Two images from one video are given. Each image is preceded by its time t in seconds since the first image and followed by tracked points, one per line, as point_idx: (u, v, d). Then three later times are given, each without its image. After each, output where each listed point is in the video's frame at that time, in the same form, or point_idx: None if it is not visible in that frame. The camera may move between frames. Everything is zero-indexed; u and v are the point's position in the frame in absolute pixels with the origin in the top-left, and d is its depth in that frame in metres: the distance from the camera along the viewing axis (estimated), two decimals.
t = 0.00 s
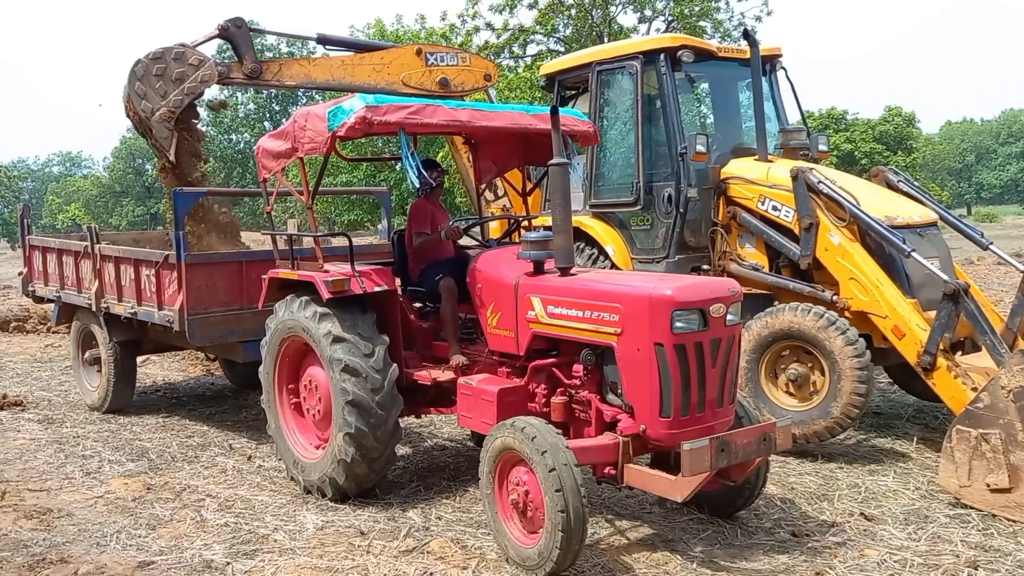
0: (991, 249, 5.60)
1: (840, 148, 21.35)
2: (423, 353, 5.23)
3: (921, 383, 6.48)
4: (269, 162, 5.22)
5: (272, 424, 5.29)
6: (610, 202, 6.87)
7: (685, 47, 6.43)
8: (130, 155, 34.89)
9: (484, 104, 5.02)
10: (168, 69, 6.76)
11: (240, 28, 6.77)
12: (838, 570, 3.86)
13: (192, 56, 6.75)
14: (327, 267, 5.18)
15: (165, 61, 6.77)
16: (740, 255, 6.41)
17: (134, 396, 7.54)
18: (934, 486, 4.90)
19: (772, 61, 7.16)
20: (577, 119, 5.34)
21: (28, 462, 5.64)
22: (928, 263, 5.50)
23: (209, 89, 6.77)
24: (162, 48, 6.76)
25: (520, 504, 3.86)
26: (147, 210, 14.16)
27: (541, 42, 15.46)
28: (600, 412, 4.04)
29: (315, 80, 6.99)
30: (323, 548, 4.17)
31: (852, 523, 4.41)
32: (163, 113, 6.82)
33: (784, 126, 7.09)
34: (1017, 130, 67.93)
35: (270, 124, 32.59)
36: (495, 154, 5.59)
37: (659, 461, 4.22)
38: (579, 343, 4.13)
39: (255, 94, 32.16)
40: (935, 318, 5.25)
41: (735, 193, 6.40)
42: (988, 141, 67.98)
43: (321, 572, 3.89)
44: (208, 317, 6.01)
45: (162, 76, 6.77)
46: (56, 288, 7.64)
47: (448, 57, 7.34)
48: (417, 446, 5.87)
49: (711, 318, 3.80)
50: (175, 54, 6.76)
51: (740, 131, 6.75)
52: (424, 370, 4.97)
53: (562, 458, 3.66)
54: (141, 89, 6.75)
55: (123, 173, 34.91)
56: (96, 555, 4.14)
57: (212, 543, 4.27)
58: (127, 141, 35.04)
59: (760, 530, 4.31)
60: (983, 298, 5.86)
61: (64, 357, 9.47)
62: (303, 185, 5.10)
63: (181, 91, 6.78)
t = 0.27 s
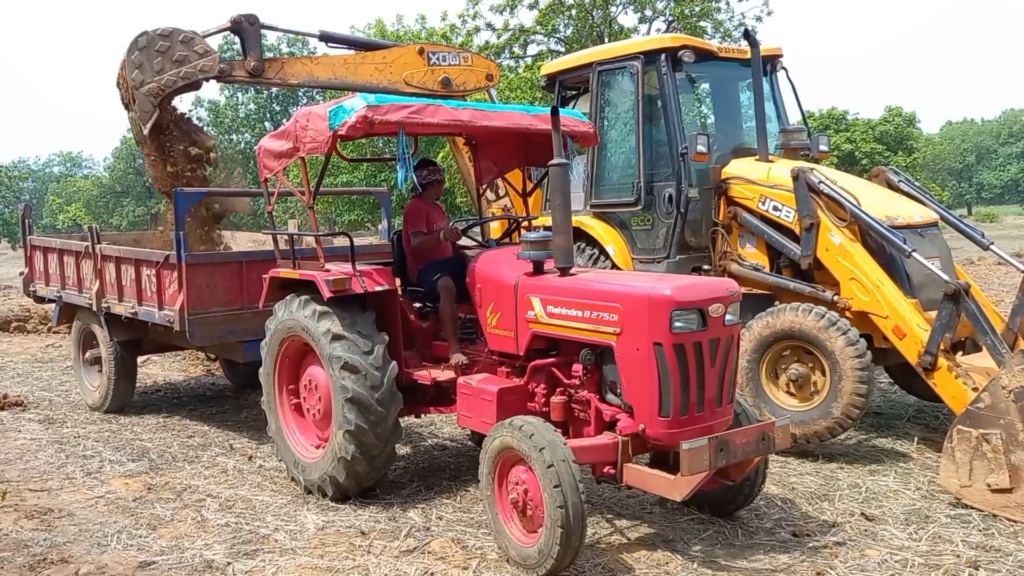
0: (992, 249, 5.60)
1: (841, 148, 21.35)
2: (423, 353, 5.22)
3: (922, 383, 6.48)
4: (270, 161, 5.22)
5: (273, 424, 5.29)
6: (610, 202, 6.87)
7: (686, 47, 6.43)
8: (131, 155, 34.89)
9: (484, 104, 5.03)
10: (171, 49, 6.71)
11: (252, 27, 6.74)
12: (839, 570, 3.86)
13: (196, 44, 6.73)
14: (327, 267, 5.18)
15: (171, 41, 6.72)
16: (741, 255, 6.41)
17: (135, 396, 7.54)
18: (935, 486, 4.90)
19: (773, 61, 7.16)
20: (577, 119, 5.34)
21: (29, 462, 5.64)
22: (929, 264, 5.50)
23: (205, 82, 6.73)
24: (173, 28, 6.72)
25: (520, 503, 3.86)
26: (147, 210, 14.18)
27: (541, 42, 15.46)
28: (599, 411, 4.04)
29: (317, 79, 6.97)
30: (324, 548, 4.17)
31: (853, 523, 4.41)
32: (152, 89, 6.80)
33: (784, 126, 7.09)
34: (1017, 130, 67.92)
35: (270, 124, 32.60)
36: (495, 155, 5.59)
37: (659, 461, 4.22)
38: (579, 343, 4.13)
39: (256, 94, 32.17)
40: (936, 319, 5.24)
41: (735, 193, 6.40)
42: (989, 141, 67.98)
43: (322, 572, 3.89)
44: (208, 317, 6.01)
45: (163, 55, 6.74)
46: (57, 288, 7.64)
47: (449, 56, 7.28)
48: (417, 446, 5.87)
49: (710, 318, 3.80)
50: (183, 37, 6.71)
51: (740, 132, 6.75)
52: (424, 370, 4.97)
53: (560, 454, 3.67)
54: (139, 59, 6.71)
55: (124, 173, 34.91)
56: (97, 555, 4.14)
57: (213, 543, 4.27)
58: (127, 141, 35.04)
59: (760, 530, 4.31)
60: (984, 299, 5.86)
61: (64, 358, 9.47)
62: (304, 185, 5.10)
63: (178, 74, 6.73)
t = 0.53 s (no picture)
0: (993, 248, 5.60)
1: (841, 147, 21.34)
2: (423, 353, 5.22)
3: (923, 382, 6.48)
4: (270, 162, 5.23)
5: (273, 423, 5.30)
6: (611, 202, 6.87)
7: (686, 47, 6.43)
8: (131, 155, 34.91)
9: (484, 104, 5.03)
10: (172, 39, 6.55)
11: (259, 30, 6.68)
12: (840, 569, 3.86)
13: (199, 41, 6.61)
14: (328, 267, 5.18)
15: (175, 32, 6.58)
16: (741, 255, 6.40)
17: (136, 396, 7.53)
18: (936, 486, 4.90)
19: (773, 61, 7.16)
20: (577, 119, 5.34)
21: (30, 462, 5.65)
22: (930, 263, 5.50)
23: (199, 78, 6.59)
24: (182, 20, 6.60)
25: (521, 503, 3.86)
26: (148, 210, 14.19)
27: (541, 42, 15.45)
28: (600, 411, 4.04)
29: (316, 80, 6.90)
30: (325, 547, 4.17)
31: (854, 522, 4.41)
32: (142, 71, 6.55)
33: (785, 125, 7.10)
34: (1017, 129, 67.89)
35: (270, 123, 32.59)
36: (495, 155, 5.60)
37: (659, 460, 4.22)
38: (579, 342, 4.13)
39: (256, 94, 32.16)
40: (937, 318, 5.24)
41: (736, 193, 6.40)
42: (989, 141, 67.97)
43: (323, 571, 3.89)
44: (208, 316, 6.01)
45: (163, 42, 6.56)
46: (57, 288, 7.64)
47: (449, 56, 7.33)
48: (418, 445, 5.87)
49: (711, 318, 3.80)
50: (187, 30, 6.59)
51: (741, 131, 6.75)
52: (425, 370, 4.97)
53: (561, 454, 3.67)
54: (136, 40, 6.50)
55: (124, 172, 34.91)
56: (98, 554, 4.14)
57: (214, 542, 4.27)
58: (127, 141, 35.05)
59: (761, 530, 4.31)
60: (984, 298, 5.85)
61: (65, 357, 9.47)
62: (304, 185, 5.09)
63: (171, 64, 6.56)
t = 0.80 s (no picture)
0: (993, 249, 5.60)
1: (842, 148, 21.33)
2: (424, 353, 5.22)
3: (924, 382, 6.48)
4: (271, 162, 5.22)
5: (274, 423, 5.30)
6: (612, 202, 6.86)
7: (687, 47, 6.43)
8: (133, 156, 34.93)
9: (484, 104, 5.03)
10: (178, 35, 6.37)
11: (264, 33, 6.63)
12: (840, 569, 3.86)
13: (204, 40, 6.46)
14: (329, 267, 5.19)
15: (181, 27, 6.40)
16: (743, 255, 6.40)
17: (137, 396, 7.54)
18: (937, 486, 4.90)
19: (774, 61, 7.16)
20: (577, 119, 5.34)
21: (31, 462, 5.65)
22: (931, 263, 5.50)
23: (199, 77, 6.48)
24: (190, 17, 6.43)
25: (522, 503, 3.86)
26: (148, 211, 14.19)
27: (542, 42, 15.45)
28: (601, 411, 4.04)
29: (315, 81, 6.89)
30: (326, 547, 4.18)
31: (854, 523, 4.41)
32: (142, 60, 6.25)
33: (786, 126, 7.10)
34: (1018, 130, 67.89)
35: (271, 124, 32.59)
36: (496, 155, 5.60)
37: (660, 461, 4.22)
38: (580, 343, 4.13)
39: (257, 94, 32.17)
40: (938, 319, 5.24)
41: (737, 193, 6.40)
42: (989, 141, 67.97)
43: (324, 572, 3.90)
44: (209, 317, 6.01)
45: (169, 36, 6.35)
46: (58, 288, 7.64)
47: (448, 57, 7.35)
48: (419, 446, 5.87)
49: (712, 318, 3.80)
50: (194, 28, 6.42)
51: (741, 132, 6.75)
52: (425, 370, 4.98)
53: (562, 454, 3.67)
54: (142, 29, 6.24)
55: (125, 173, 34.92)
56: (99, 554, 4.14)
57: (215, 543, 4.27)
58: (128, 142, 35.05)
59: (762, 530, 4.31)
60: (986, 298, 5.85)
61: (66, 358, 9.47)
62: (305, 185, 5.08)
63: (172, 59, 6.36)
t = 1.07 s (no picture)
0: (993, 250, 5.60)
1: (842, 148, 21.34)
2: (424, 354, 5.22)
3: (924, 383, 6.48)
4: (271, 163, 5.22)
5: (274, 424, 5.30)
6: (612, 203, 6.86)
7: (687, 48, 6.43)
8: (133, 156, 34.95)
9: (485, 105, 5.03)
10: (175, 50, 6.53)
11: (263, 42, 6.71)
12: (841, 570, 3.86)
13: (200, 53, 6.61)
14: (329, 267, 5.18)
15: (179, 42, 6.56)
16: (743, 256, 6.40)
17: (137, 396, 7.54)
18: (936, 487, 4.90)
19: (774, 62, 7.16)
20: (577, 120, 5.35)
21: (31, 462, 5.65)
22: (932, 264, 5.50)
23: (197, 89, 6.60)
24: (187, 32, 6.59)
25: (522, 503, 3.86)
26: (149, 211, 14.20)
27: (542, 42, 15.46)
28: (601, 412, 4.04)
29: (311, 89, 6.99)
30: (326, 547, 4.18)
31: (855, 523, 4.41)
32: (142, 75, 6.47)
33: (786, 126, 7.11)
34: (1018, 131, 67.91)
35: (271, 124, 32.61)
36: (496, 156, 5.60)
37: (660, 461, 4.22)
38: (580, 343, 4.13)
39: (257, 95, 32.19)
40: (938, 320, 5.24)
41: (737, 194, 6.40)
42: (989, 142, 67.98)
43: (324, 572, 3.90)
44: (209, 317, 6.01)
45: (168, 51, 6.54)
46: (58, 288, 7.65)
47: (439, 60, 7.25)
48: (419, 446, 5.87)
49: (711, 318, 3.80)
50: (191, 43, 6.58)
51: (742, 132, 6.75)
52: (425, 370, 4.98)
53: (561, 454, 3.67)
54: (141, 46, 6.46)
55: (125, 173, 34.92)
56: (99, 554, 4.14)
57: (216, 543, 4.27)
58: (128, 142, 35.06)
59: (763, 530, 4.31)
60: (986, 299, 5.86)
61: (67, 358, 9.48)
62: (304, 185, 5.07)
63: (170, 72, 6.51)
